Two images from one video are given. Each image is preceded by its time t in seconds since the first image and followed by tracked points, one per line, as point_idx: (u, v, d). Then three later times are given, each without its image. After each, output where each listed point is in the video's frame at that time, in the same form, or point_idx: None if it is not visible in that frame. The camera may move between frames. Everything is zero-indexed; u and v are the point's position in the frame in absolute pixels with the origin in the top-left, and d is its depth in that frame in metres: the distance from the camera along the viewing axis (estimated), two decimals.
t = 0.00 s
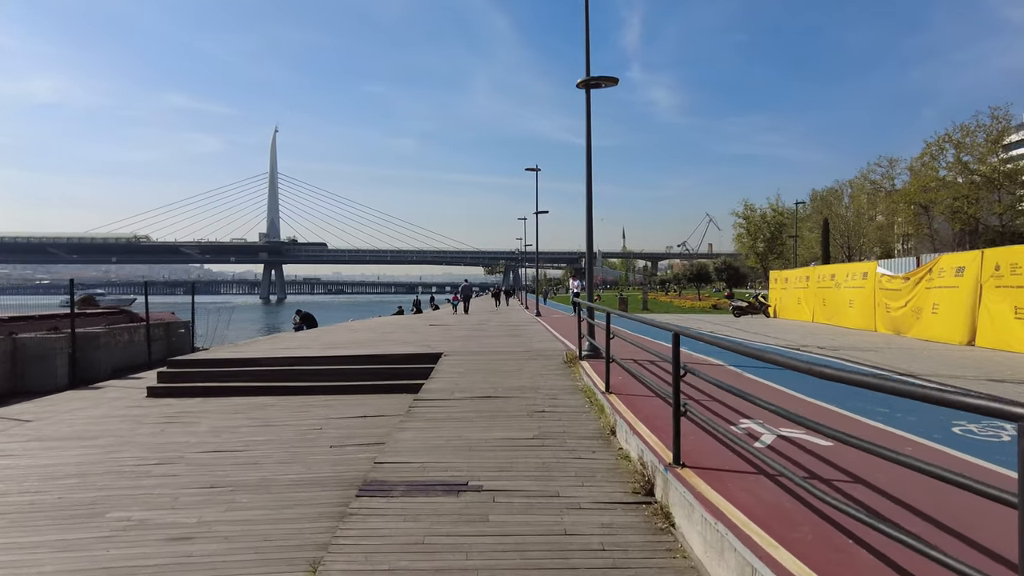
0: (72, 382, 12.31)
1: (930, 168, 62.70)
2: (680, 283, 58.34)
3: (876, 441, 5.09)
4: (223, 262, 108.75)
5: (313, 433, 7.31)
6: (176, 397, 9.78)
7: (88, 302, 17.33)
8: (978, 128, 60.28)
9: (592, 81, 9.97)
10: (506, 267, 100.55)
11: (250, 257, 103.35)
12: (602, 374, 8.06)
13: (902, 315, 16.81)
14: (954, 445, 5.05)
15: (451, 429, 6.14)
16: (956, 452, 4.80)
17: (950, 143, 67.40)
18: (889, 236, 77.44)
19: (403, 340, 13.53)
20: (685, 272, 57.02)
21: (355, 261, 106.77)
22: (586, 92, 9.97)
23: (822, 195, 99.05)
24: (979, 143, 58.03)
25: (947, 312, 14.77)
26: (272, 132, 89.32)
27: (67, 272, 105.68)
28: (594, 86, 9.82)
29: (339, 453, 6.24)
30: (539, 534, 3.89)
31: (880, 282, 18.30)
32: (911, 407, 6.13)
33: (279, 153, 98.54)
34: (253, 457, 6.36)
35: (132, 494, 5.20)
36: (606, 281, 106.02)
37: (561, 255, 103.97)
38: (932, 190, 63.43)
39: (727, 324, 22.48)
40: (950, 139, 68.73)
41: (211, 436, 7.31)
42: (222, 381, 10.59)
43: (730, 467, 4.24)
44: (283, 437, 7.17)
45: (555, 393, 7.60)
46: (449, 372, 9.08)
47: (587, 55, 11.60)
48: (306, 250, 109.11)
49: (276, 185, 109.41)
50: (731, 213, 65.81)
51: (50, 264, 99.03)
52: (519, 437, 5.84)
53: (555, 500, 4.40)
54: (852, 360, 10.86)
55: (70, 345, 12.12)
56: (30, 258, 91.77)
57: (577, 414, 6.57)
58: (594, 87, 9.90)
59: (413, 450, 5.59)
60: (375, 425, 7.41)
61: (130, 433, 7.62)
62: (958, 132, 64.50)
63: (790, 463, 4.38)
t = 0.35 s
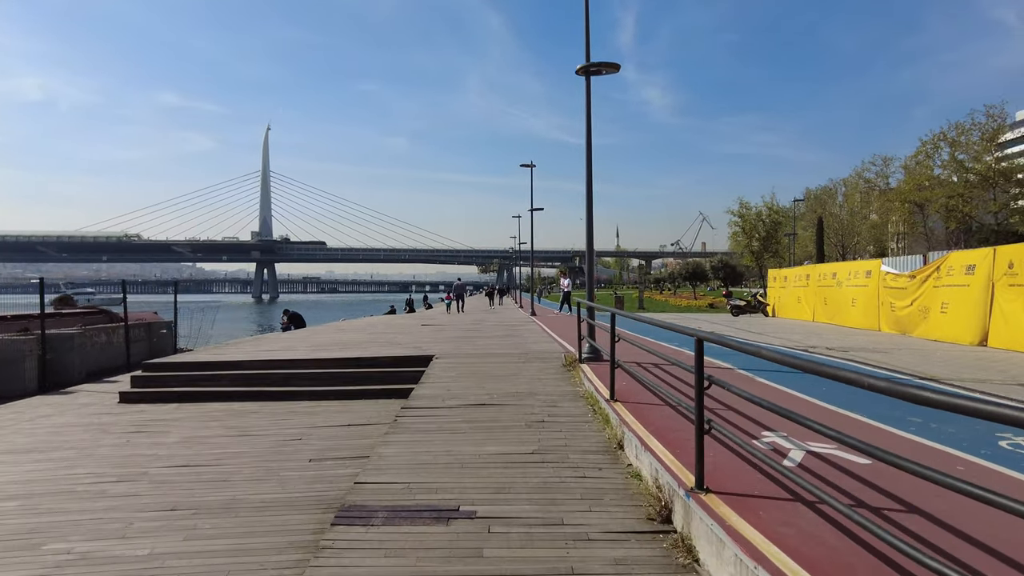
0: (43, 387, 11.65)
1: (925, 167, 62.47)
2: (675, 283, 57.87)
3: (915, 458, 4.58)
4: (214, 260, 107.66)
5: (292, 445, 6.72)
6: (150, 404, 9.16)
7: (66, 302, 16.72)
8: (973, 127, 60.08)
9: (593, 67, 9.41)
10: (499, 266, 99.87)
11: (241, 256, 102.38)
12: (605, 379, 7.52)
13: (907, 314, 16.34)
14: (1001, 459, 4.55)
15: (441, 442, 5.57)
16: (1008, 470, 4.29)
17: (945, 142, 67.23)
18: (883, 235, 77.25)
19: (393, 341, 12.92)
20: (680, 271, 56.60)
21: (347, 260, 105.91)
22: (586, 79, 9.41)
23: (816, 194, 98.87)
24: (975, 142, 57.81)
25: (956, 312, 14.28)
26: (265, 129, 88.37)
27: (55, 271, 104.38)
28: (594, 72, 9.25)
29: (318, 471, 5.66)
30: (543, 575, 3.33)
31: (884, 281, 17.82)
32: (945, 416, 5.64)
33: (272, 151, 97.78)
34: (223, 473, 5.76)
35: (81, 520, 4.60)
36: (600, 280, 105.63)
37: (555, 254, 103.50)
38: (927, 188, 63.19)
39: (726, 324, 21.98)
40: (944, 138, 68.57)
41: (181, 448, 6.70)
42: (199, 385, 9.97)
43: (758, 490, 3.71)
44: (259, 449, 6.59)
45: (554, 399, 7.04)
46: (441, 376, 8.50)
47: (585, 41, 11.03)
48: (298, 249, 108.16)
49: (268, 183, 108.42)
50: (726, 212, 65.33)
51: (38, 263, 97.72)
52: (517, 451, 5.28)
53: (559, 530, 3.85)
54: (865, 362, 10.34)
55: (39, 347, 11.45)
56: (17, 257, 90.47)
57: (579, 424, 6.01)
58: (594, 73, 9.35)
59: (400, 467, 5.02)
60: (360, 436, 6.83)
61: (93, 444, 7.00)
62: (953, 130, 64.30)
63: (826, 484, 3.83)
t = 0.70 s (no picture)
0: (4, 395, 10.97)
1: (913, 168, 62.61)
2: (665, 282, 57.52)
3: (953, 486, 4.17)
4: (199, 260, 106.20)
5: (261, 463, 6.15)
6: (113, 415, 8.55)
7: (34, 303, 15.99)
8: (961, 128, 60.25)
9: (588, 56, 8.90)
10: (488, 266, 99.16)
11: (227, 255, 101.04)
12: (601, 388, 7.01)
13: (906, 316, 16.00)
14: None
15: (424, 463, 5.05)
16: None
17: (932, 143, 67.46)
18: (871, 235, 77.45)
19: (375, 345, 12.33)
20: (671, 271, 56.26)
21: (335, 260, 104.88)
22: (581, 69, 8.90)
23: (804, 194, 99.09)
24: (963, 143, 57.98)
25: (957, 315, 13.93)
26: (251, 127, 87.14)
27: (35, 270, 102.44)
28: (590, 62, 8.75)
29: (287, 495, 5.12)
30: None
31: (882, 282, 17.44)
32: (977, 436, 5.24)
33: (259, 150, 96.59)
34: (182, 497, 5.20)
35: (10, 559, 4.02)
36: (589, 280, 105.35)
37: (544, 253, 103.05)
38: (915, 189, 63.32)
39: (719, 325, 21.54)
40: (932, 139, 68.78)
41: (139, 466, 6.12)
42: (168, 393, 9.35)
43: (787, 529, 3.21)
44: (225, 467, 6.03)
45: (547, 411, 6.54)
46: (426, 384, 7.97)
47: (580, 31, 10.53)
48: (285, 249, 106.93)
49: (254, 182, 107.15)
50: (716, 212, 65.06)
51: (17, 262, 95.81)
52: (507, 474, 4.76)
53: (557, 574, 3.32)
54: (870, 369, 9.91)
55: None
56: None
57: (575, 442, 5.48)
58: (590, 63, 8.85)
59: (376, 493, 4.49)
60: (336, 454, 6.27)
61: (44, 461, 6.40)
62: (941, 131, 64.47)
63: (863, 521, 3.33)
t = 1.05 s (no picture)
0: None
1: (895, 167, 62.89)
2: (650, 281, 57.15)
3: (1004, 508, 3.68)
4: (177, 259, 104.21)
5: (218, 477, 5.50)
6: (61, 423, 7.84)
7: None
8: (942, 127, 60.57)
9: (576, 36, 8.34)
10: (472, 265, 98.33)
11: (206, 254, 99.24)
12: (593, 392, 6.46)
13: (899, 313, 15.65)
14: None
15: (396, 479, 4.47)
16: None
17: (914, 142, 67.84)
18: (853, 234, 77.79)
19: (352, 345, 11.66)
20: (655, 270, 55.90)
21: (316, 259, 103.43)
22: (569, 50, 8.33)
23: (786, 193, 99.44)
24: (943, 143, 58.25)
25: (953, 312, 13.56)
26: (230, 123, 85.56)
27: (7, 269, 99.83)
28: (578, 43, 8.19)
29: (239, 517, 4.51)
30: None
31: (873, 279, 17.12)
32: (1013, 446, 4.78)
33: (239, 146, 94.91)
34: (119, 520, 4.56)
35: None
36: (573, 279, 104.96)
37: (528, 252, 102.43)
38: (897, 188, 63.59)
39: (707, 323, 21.10)
40: (913, 138, 69.17)
41: (78, 482, 5.47)
42: (125, 399, 8.62)
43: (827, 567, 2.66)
44: (175, 482, 5.39)
45: (534, 417, 5.98)
46: (403, 388, 7.37)
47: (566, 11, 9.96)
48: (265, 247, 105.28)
49: (234, 180, 105.32)
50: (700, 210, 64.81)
51: None
52: (490, 492, 4.19)
53: None
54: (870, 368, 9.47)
55: None
56: None
57: (566, 453, 4.92)
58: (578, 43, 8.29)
59: (340, 517, 3.91)
60: (303, 468, 5.64)
61: None
62: (922, 131, 64.83)
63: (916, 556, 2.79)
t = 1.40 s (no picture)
0: None
1: (889, 166, 62.61)
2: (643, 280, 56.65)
3: None
4: (165, 257, 102.96)
5: (176, 504, 4.86)
6: (15, 437, 7.18)
7: None
8: (936, 125, 60.32)
9: (575, 17, 7.74)
10: (464, 264, 97.60)
11: (195, 252, 98.08)
12: (597, 403, 5.88)
13: (906, 314, 15.14)
14: None
15: (374, 514, 3.87)
16: None
17: (908, 141, 67.63)
18: (847, 233, 77.54)
19: (336, 348, 11.00)
20: (649, 269, 55.36)
21: (306, 257, 102.39)
22: (567, 32, 7.73)
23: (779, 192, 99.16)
24: (937, 141, 58.00)
25: (963, 313, 13.04)
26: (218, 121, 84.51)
27: None
28: (577, 24, 7.59)
29: (193, 556, 3.89)
30: None
31: (878, 278, 16.61)
32: None
33: (228, 143, 93.72)
34: (53, 559, 3.93)
35: None
36: (565, 278, 104.38)
37: (520, 250, 101.84)
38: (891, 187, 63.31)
39: (705, 323, 20.52)
40: (907, 137, 68.96)
41: (15, 510, 4.82)
42: (87, 409, 7.95)
43: None
44: (127, 510, 4.77)
45: (532, 433, 5.38)
46: (388, 398, 6.75)
47: None
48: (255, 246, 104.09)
49: (224, 177, 104.12)
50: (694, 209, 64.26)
51: None
52: (483, 530, 3.59)
53: None
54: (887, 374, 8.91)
55: None
56: None
57: (570, 480, 4.32)
58: (577, 24, 7.69)
59: (305, 561, 3.31)
60: (273, 492, 5.00)
61: None
62: (916, 129, 64.59)
63: None
